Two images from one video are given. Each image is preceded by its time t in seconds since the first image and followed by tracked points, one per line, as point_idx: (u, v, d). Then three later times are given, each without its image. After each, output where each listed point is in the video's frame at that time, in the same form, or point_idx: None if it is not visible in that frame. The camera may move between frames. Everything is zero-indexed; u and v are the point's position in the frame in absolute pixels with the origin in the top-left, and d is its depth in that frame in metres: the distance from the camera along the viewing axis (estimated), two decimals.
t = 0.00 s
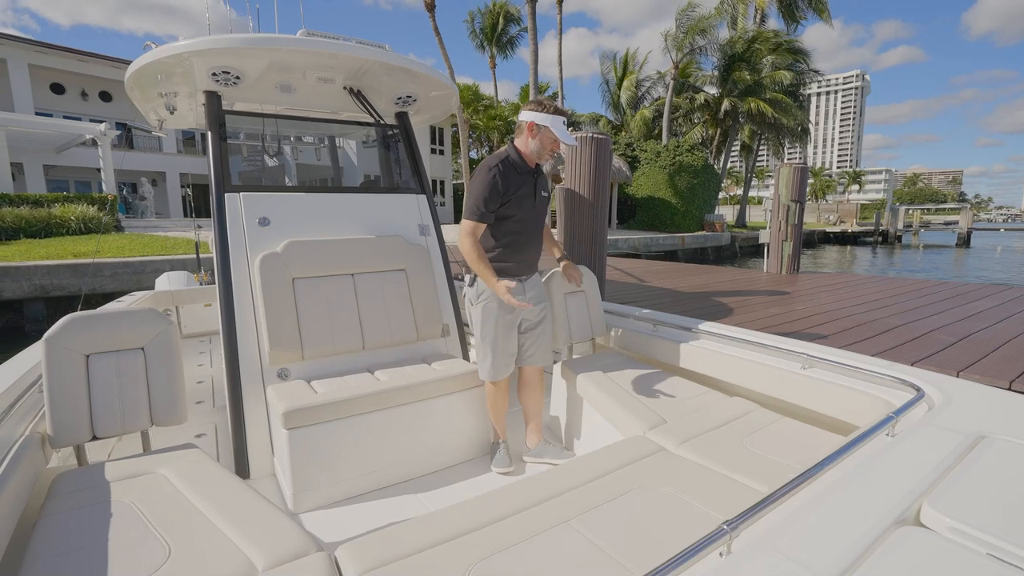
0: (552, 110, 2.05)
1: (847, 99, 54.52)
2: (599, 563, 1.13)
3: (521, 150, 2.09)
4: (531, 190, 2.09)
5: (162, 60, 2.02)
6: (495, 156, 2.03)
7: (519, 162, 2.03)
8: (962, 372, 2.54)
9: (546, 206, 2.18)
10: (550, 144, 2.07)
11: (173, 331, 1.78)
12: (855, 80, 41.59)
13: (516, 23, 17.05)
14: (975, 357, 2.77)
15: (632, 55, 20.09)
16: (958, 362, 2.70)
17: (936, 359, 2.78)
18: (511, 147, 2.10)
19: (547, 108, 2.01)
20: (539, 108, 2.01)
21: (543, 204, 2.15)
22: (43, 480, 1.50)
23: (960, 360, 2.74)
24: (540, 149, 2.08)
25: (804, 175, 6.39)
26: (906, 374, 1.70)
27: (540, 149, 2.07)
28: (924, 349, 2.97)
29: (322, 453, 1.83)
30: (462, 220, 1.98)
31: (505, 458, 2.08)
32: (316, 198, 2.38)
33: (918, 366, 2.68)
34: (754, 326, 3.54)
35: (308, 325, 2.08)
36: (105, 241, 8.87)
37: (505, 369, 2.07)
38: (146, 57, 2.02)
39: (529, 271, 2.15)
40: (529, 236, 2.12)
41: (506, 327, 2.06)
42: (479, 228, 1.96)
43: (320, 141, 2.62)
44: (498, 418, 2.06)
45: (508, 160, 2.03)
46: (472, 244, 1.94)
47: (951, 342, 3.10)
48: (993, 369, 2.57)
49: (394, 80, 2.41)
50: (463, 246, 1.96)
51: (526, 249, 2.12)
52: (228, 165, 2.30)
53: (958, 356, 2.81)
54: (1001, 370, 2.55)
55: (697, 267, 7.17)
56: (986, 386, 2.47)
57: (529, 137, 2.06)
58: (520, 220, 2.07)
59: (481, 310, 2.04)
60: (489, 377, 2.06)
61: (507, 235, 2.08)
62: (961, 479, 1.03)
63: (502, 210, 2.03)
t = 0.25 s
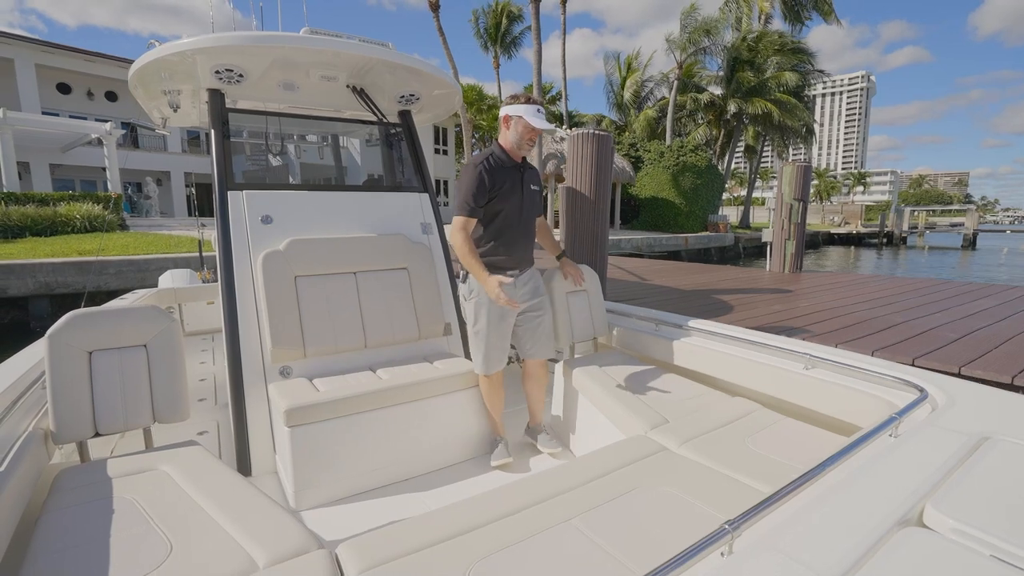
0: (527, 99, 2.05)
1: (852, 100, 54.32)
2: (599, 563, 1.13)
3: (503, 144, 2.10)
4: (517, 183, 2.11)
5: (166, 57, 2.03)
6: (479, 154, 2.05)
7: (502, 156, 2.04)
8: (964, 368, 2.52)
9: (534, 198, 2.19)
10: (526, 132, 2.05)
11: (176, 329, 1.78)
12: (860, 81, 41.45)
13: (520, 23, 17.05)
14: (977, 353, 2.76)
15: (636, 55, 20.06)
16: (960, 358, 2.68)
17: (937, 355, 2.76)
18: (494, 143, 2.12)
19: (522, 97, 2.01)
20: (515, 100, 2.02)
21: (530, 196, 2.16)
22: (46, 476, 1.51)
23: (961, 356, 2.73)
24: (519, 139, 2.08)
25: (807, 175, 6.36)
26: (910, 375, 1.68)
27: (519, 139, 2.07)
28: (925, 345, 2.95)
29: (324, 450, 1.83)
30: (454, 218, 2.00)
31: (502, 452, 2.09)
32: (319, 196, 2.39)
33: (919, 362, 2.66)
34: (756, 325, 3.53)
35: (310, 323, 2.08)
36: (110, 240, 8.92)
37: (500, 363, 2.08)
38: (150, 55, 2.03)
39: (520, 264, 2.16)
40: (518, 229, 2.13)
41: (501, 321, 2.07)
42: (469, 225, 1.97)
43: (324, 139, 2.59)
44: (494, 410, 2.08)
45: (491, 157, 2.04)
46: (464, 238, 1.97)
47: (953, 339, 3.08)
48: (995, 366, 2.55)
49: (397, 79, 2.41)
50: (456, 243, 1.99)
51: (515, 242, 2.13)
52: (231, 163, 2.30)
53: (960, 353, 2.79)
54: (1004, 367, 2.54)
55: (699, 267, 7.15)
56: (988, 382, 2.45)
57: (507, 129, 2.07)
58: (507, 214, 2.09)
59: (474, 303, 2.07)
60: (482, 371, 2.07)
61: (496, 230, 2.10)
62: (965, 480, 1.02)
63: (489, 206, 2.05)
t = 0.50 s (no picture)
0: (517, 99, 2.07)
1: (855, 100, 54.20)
2: (599, 561, 1.12)
3: (496, 147, 2.14)
4: (510, 183, 2.12)
5: (169, 55, 2.03)
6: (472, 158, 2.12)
7: (491, 156, 2.08)
8: (964, 363, 2.52)
9: (532, 198, 2.18)
10: (515, 132, 2.06)
11: (177, 326, 1.79)
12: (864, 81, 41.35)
13: (523, 23, 17.04)
14: (978, 349, 2.75)
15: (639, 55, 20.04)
16: (961, 353, 2.68)
17: (937, 350, 2.75)
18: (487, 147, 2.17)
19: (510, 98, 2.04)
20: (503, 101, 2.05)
21: (527, 195, 2.16)
22: (48, 472, 1.51)
23: (961, 351, 2.71)
24: (509, 139, 2.09)
25: (809, 173, 6.34)
26: (912, 376, 1.67)
27: (510, 139, 2.08)
28: (925, 341, 2.94)
29: (324, 448, 1.83)
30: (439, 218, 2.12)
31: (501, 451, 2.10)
32: (320, 195, 2.39)
33: (919, 357, 2.66)
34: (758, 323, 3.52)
35: (311, 320, 2.08)
36: (113, 238, 8.94)
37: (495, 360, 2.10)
38: (152, 52, 2.03)
39: (517, 263, 2.14)
40: (514, 228, 2.12)
41: (494, 315, 2.12)
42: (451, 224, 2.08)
43: (326, 138, 2.58)
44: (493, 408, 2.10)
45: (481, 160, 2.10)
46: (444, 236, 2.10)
47: (954, 335, 3.08)
48: (996, 360, 2.55)
49: (400, 77, 2.41)
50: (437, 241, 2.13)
51: (511, 241, 2.12)
52: (233, 161, 2.30)
53: (960, 348, 2.79)
54: (1004, 361, 2.53)
55: (701, 266, 7.14)
56: (988, 377, 2.45)
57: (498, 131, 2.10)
58: (500, 213, 2.10)
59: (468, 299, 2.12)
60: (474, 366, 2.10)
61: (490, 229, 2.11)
62: (966, 482, 1.01)
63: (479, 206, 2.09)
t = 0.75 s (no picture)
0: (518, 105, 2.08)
1: (856, 101, 54.21)
2: (599, 560, 1.12)
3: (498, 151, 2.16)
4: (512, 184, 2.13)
5: (169, 53, 2.03)
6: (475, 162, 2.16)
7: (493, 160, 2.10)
8: (961, 362, 2.51)
9: (535, 199, 2.18)
10: (514, 136, 2.07)
11: (176, 324, 1.79)
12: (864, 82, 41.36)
13: (524, 22, 17.04)
14: (976, 347, 2.75)
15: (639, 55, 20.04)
16: (958, 352, 2.68)
17: (934, 349, 2.74)
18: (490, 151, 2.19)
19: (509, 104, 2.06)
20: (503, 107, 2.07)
21: (530, 197, 2.17)
22: (47, 470, 1.51)
23: (959, 350, 2.71)
24: (509, 144, 2.10)
25: (809, 173, 6.33)
26: (911, 377, 1.67)
27: (510, 143, 2.10)
28: (923, 339, 2.93)
29: (323, 447, 1.82)
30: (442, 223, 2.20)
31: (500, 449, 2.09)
32: (321, 193, 2.39)
33: (917, 355, 2.65)
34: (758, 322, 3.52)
35: (310, 319, 2.08)
36: (112, 237, 8.95)
37: (494, 359, 2.11)
38: (152, 49, 2.03)
39: (520, 262, 2.14)
40: (517, 228, 2.13)
41: (495, 313, 2.14)
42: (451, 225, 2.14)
43: (326, 136, 2.63)
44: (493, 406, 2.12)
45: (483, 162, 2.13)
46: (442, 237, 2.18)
47: (952, 333, 3.08)
48: (993, 359, 2.54)
49: (400, 75, 2.41)
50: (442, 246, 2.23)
51: (514, 241, 2.12)
52: (234, 160, 2.30)
53: (958, 346, 2.78)
54: (1001, 360, 2.53)
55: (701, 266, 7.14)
56: (986, 375, 2.45)
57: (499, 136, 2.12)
58: (501, 213, 2.11)
59: (473, 295, 2.15)
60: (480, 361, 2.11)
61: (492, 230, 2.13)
62: (965, 482, 1.01)
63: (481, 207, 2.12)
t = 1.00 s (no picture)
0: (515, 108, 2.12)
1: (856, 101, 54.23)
2: (599, 560, 1.12)
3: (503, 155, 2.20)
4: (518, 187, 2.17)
5: (169, 52, 2.03)
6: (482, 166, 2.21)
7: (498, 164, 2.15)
8: (958, 366, 2.51)
9: (540, 201, 2.22)
10: (514, 138, 2.10)
11: (177, 324, 1.79)
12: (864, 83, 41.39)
13: (524, 23, 17.04)
14: (973, 351, 2.74)
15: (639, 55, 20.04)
16: (955, 355, 2.67)
17: (931, 352, 2.75)
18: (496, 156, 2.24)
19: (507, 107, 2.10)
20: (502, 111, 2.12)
21: (535, 199, 2.21)
22: (46, 469, 1.51)
23: (956, 352, 2.71)
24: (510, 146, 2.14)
25: (809, 174, 6.33)
26: (911, 377, 1.67)
27: (511, 146, 2.13)
28: (921, 342, 2.93)
29: (323, 447, 1.82)
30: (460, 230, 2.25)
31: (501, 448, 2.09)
32: (321, 193, 2.39)
33: (913, 359, 2.65)
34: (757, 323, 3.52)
35: (310, 319, 2.08)
36: (112, 236, 8.94)
37: (506, 354, 2.14)
38: (153, 49, 2.03)
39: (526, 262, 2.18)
40: (523, 229, 2.17)
41: (506, 309, 2.19)
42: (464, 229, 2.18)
43: (326, 136, 2.64)
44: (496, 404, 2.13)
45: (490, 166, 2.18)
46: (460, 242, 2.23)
47: (949, 336, 3.07)
48: (990, 362, 2.54)
49: (401, 76, 2.41)
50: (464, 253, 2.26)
51: (519, 241, 2.16)
52: (234, 159, 2.30)
53: (955, 349, 2.78)
54: (998, 363, 2.53)
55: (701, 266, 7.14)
56: (982, 379, 2.44)
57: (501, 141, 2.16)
58: (507, 215, 2.15)
59: (483, 294, 2.19)
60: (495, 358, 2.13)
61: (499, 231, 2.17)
62: (965, 483, 1.01)
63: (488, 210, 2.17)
